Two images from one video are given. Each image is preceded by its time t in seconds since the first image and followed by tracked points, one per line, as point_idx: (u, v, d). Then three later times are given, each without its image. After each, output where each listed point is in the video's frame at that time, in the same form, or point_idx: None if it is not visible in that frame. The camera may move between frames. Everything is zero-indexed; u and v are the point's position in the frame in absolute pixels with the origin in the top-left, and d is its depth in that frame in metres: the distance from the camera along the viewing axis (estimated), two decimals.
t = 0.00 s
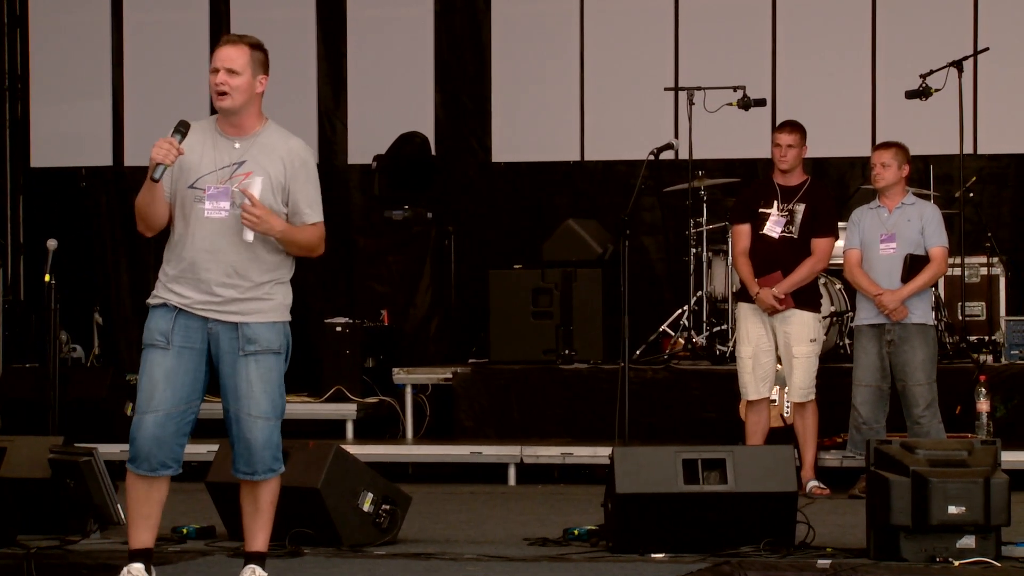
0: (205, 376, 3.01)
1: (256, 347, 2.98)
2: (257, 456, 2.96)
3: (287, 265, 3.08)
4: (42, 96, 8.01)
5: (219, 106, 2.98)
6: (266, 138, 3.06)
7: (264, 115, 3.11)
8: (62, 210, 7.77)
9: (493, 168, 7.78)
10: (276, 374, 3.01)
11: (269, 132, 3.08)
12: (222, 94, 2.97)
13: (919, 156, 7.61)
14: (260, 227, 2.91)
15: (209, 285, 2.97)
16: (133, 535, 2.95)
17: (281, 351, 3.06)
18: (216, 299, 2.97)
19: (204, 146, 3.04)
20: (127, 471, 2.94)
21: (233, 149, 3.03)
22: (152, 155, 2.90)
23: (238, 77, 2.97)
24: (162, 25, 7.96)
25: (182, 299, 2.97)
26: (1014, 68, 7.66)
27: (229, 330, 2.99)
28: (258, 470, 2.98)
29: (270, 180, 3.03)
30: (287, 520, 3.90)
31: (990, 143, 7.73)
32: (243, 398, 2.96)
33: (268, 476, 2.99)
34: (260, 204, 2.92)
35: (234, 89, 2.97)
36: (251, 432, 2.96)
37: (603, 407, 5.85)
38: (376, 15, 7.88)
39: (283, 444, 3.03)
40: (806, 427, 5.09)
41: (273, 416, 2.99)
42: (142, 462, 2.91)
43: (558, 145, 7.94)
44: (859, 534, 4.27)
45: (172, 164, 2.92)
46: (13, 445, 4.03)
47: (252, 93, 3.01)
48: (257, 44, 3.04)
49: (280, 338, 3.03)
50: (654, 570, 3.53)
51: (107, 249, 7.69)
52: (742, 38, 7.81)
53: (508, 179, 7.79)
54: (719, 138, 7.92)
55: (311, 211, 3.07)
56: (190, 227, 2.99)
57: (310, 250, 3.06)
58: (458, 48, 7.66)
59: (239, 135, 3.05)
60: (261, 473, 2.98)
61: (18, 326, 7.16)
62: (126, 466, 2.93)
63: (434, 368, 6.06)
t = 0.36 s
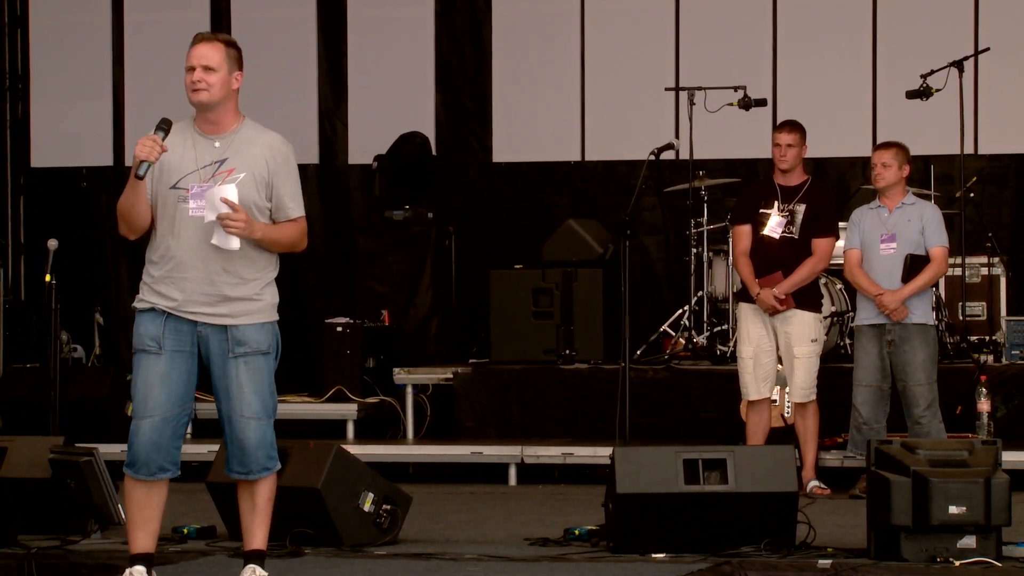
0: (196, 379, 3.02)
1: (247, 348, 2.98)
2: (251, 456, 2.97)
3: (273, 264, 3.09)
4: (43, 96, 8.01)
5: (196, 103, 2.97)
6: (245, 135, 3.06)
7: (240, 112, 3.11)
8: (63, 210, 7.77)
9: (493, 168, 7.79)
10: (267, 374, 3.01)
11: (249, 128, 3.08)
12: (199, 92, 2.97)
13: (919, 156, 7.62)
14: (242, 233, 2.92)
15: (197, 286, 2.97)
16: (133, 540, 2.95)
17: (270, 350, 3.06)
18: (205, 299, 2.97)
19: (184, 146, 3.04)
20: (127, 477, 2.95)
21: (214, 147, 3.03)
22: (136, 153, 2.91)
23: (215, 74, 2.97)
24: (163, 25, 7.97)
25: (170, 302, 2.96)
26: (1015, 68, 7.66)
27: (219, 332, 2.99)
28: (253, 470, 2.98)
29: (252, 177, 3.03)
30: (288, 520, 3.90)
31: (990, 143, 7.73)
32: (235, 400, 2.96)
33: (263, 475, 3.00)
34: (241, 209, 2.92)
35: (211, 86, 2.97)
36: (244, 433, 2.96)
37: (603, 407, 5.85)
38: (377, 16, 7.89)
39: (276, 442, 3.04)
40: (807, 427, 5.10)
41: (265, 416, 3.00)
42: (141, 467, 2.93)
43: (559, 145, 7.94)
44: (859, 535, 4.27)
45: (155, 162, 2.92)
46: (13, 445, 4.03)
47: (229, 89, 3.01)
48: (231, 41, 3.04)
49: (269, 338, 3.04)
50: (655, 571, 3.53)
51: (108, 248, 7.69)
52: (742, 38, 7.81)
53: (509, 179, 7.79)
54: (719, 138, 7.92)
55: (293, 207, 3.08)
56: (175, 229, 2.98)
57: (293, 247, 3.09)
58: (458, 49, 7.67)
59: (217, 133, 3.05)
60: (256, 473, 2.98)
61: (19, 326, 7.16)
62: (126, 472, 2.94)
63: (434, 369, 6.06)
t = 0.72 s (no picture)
0: (194, 379, 3.02)
1: (244, 348, 2.99)
2: (248, 456, 2.97)
3: (268, 264, 3.09)
4: (43, 96, 8.01)
5: (190, 105, 2.97)
6: (240, 135, 3.07)
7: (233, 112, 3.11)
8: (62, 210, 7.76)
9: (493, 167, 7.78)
10: (264, 374, 3.01)
11: (243, 128, 3.09)
12: (193, 93, 2.97)
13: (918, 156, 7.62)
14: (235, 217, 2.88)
15: (193, 286, 2.97)
16: (133, 541, 2.95)
17: (267, 351, 3.07)
18: (203, 298, 2.97)
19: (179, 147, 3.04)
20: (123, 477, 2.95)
21: (207, 148, 3.04)
22: (132, 156, 2.89)
23: (208, 75, 2.97)
24: (163, 25, 7.96)
25: (167, 302, 2.96)
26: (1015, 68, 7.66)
27: (216, 332, 2.98)
28: (250, 470, 2.98)
29: (247, 177, 3.02)
30: (288, 520, 3.90)
31: (990, 143, 7.72)
32: (232, 401, 2.96)
33: (260, 475, 3.00)
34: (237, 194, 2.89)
35: (205, 87, 2.97)
36: (242, 433, 2.96)
37: (603, 407, 5.86)
38: (377, 16, 7.89)
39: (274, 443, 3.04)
40: (807, 427, 5.09)
41: (262, 416, 3.00)
42: (137, 467, 2.93)
43: (559, 145, 7.94)
44: (859, 535, 4.27)
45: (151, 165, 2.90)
46: (11, 445, 4.04)
47: (222, 90, 3.02)
48: (222, 42, 3.04)
49: (266, 338, 3.04)
50: (655, 571, 3.53)
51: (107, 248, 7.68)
52: (742, 37, 7.81)
53: (508, 179, 7.79)
54: (719, 138, 7.92)
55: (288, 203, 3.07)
56: (171, 229, 2.98)
57: (287, 242, 3.04)
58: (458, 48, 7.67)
59: (211, 134, 3.06)
60: (252, 473, 2.98)
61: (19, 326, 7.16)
62: (122, 472, 2.94)
63: (434, 368, 6.06)
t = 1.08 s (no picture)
0: (180, 379, 3.01)
1: (227, 349, 2.98)
2: (234, 457, 2.96)
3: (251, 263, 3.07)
4: (43, 96, 8.01)
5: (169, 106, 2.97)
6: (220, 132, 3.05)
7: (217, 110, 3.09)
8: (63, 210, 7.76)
9: (493, 167, 7.79)
10: (249, 374, 3.01)
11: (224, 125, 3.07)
12: (170, 95, 2.96)
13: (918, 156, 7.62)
14: (211, 139, 2.88)
15: (175, 286, 2.96)
16: (131, 542, 2.97)
17: (253, 351, 3.06)
18: (184, 298, 2.96)
19: (160, 146, 3.05)
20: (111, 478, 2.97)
21: (188, 147, 3.03)
22: (109, 153, 2.93)
23: (184, 75, 2.95)
24: (163, 25, 7.96)
25: (149, 302, 2.96)
26: (1015, 68, 7.66)
27: (199, 334, 2.97)
28: (237, 470, 2.98)
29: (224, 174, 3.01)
30: (288, 521, 3.90)
31: (990, 143, 7.72)
32: (216, 401, 2.96)
33: (248, 475, 3.00)
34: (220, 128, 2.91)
35: (181, 88, 2.96)
36: (227, 434, 2.96)
37: (603, 406, 5.86)
38: (377, 16, 7.89)
39: (262, 442, 3.03)
40: (807, 427, 5.09)
41: (249, 416, 2.99)
42: (123, 468, 2.94)
43: (559, 145, 7.94)
44: (859, 535, 4.27)
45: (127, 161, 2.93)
46: (13, 444, 4.05)
47: (201, 88, 3.00)
48: (200, 41, 3.03)
49: (251, 338, 3.03)
50: (654, 571, 3.53)
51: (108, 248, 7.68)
52: (742, 37, 7.81)
53: (509, 180, 7.80)
54: (719, 138, 7.92)
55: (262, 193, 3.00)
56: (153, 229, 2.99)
57: (252, 212, 2.93)
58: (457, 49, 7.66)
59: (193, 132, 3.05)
60: (239, 473, 2.98)
61: (19, 326, 7.16)
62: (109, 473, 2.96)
63: (434, 369, 6.06)
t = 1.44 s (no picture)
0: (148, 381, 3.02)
1: (188, 349, 2.97)
2: (199, 457, 2.94)
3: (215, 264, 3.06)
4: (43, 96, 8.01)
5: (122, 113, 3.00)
6: (177, 135, 3.06)
7: (178, 112, 3.11)
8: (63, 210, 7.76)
9: (494, 167, 7.79)
10: (213, 375, 2.98)
11: (183, 127, 3.07)
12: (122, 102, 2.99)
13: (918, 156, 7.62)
14: (145, 179, 2.85)
15: (134, 288, 2.97)
16: (124, 542, 2.98)
17: (219, 352, 3.04)
18: (144, 301, 2.97)
19: (121, 150, 3.07)
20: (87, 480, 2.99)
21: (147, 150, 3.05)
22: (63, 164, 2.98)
23: (133, 81, 2.98)
24: (163, 24, 7.96)
25: (114, 305, 2.99)
26: (1015, 69, 7.66)
27: (160, 335, 2.97)
28: (204, 470, 2.95)
29: (180, 177, 3.02)
30: (288, 521, 3.90)
31: (991, 143, 7.72)
32: (179, 402, 2.95)
33: (215, 476, 2.96)
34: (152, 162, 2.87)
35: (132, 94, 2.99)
36: (191, 434, 2.94)
37: (603, 406, 5.86)
38: (377, 15, 7.89)
39: (231, 443, 2.99)
40: (806, 427, 5.09)
41: (214, 417, 2.97)
42: (93, 470, 2.95)
43: (559, 145, 7.94)
44: (858, 535, 4.27)
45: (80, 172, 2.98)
46: (13, 445, 4.05)
47: (153, 91, 3.02)
48: (152, 44, 3.05)
49: (213, 338, 3.01)
50: (654, 571, 3.53)
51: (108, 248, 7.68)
52: (742, 37, 7.81)
53: (509, 179, 7.80)
54: (719, 138, 7.92)
55: (217, 200, 2.99)
56: (114, 232, 3.02)
57: (201, 232, 2.93)
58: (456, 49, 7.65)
59: (153, 136, 3.07)
60: (207, 474, 2.94)
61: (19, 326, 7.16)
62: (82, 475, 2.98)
63: (434, 369, 6.06)
